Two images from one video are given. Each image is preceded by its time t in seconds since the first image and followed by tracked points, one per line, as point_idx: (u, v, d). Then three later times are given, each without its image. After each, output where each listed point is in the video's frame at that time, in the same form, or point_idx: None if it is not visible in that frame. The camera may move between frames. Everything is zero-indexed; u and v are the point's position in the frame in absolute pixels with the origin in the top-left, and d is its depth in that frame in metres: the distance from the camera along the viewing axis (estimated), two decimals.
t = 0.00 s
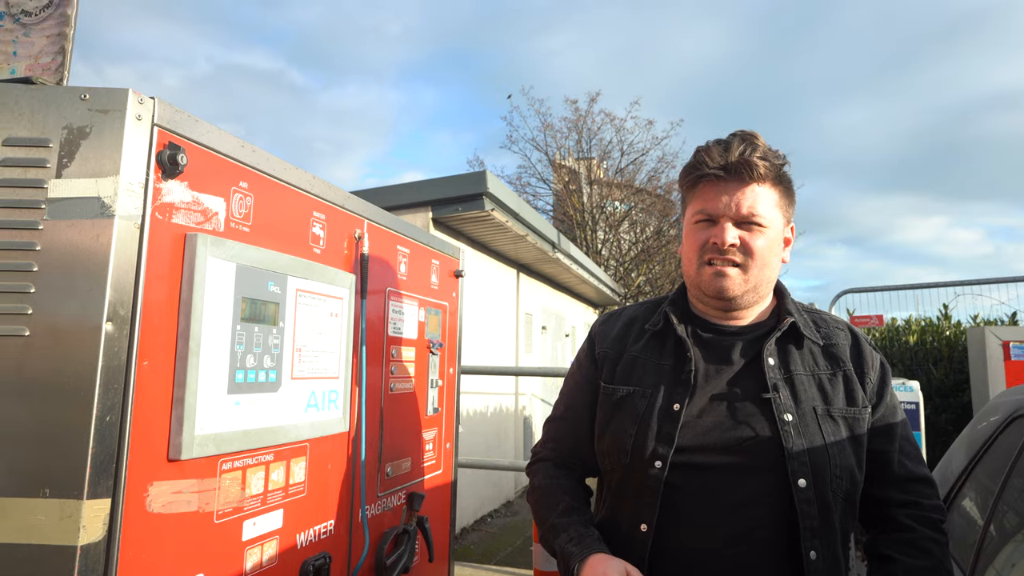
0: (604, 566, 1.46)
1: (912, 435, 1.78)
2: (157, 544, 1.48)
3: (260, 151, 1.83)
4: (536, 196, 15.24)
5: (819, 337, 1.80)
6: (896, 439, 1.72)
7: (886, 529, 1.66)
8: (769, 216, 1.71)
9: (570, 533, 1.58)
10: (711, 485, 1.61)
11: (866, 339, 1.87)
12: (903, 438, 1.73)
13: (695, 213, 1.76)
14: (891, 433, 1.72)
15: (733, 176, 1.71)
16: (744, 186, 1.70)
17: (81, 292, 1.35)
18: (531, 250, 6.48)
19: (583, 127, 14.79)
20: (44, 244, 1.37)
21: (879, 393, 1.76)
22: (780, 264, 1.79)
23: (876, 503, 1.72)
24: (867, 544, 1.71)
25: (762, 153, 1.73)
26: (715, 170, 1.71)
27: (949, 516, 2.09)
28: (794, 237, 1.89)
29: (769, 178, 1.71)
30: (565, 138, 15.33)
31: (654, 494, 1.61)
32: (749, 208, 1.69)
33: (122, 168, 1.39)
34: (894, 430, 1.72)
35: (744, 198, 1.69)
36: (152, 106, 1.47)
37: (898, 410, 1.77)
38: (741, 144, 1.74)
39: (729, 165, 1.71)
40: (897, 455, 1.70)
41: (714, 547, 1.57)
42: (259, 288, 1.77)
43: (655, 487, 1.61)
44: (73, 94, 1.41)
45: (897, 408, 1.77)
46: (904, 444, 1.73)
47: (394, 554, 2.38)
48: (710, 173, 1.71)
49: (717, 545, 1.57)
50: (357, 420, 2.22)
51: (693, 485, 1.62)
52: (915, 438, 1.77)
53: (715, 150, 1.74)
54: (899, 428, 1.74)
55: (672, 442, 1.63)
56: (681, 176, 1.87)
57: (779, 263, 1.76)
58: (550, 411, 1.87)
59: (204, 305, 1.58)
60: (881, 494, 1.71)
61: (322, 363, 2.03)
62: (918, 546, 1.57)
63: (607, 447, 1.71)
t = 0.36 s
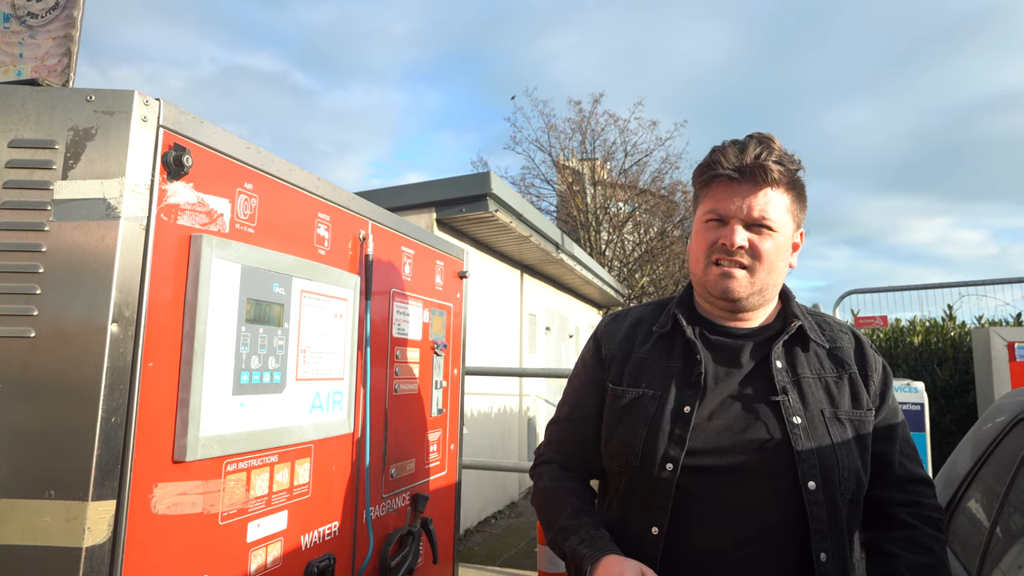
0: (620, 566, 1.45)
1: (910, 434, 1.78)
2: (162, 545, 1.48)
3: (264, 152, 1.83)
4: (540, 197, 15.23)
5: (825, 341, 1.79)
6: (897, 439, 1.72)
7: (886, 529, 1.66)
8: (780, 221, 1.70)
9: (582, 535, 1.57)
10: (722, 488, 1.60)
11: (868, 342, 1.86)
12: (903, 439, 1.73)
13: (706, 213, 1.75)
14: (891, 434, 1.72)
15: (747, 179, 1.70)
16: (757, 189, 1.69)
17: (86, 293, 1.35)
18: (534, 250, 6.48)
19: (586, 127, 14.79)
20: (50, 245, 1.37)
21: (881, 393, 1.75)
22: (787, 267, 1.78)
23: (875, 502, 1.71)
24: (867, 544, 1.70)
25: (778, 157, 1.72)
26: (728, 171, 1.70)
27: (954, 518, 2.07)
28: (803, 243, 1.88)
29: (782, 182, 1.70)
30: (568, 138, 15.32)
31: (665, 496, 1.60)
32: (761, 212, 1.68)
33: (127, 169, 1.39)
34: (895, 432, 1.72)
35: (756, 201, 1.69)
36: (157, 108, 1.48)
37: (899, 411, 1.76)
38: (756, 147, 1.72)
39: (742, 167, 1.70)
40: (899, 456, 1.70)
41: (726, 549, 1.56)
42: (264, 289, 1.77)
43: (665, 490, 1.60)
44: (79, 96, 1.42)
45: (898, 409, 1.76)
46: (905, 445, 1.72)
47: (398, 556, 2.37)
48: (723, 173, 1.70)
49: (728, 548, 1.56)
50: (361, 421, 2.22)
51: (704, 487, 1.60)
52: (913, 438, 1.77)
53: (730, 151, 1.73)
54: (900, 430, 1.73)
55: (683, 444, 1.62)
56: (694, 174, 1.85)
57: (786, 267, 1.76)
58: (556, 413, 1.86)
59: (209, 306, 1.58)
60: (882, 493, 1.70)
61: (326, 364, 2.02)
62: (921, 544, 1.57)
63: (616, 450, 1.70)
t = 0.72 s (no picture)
0: (626, 565, 1.44)
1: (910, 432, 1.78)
2: (162, 541, 1.48)
3: (263, 150, 1.83)
4: (542, 195, 15.22)
5: (825, 339, 1.79)
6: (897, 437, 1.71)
7: (884, 521, 1.65)
8: (785, 219, 1.69)
9: (587, 530, 1.56)
10: (724, 484, 1.59)
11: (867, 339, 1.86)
12: (903, 437, 1.72)
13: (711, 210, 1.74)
14: (891, 432, 1.71)
15: (754, 176, 1.69)
16: (762, 187, 1.68)
17: (85, 290, 1.35)
18: (536, 249, 6.47)
19: (588, 125, 14.76)
20: (48, 242, 1.37)
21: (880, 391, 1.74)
22: (790, 266, 1.77)
23: (875, 497, 1.71)
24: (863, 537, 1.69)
25: (784, 155, 1.71)
26: (735, 167, 1.68)
27: (956, 514, 2.06)
28: (806, 242, 1.87)
29: (788, 180, 1.69)
30: (570, 136, 15.31)
31: (667, 493, 1.59)
32: (767, 210, 1.67)
33: (125, 166, 1.39)
34: (895, 429, 1.72)
35: (761, 199, 1.68)
36: (155, 104, 1.47)
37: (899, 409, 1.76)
38: (764, 145, 1.71)
39: (749, 165, 1.69)
40: (897, 453, 1.69)
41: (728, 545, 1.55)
42: (264, 287, 1.76)
43: (667, 487, 1.59)
44: (76, 93, 1.42)
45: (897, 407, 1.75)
46: (903, 442, 1.72)
47: (400, 553, 2.38)
48: (730, 170, 1.69)
49: (731, 543, 1.55)
50: (362, 419, 2.22)
51: (706, 484, 1.60)
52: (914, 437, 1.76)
53: (737, 147, 1.72)
54: (898, 427, 1.73)
55: (685, 441, 1.61)
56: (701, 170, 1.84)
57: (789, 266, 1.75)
58: (557, 409, 1.86)
59: (209, 305, 1.58)
60: (881, 489, 1.69)
61: (327, 362, 2.02)
62: (917, 536, 1.56)
63: (617, 446, 1.69)
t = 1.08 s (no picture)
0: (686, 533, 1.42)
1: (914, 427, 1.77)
2: (163, 539, 1.47)
3: (265, 145, 1.82)
4: (544, 191, 15.20)
5: (825, 334, 1.77)
6: (898, 426, 1.71)
7: (876, 496, 1.66)
8: (785, 216, 1.68)
9: (625, 506, 1.50)
10: (723, 477, 1.59)
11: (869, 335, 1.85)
12: (905, 432, 1.71)
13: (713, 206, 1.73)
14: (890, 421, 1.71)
15: (756, 172, 1.68)
16: (765, 183, 1.67)
17: (85, 286, 1.35)
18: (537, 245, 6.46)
19: (590, 122, 14.73)
20: (48, 239, 1.36)
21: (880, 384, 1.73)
22: (792, 264, 1.76)
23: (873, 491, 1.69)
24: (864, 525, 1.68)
25: (785, 152, 1.71)
26: (738, 164, 1.68)
27: (958, 511, 2.05)
28: (808, 240, 1.86)
29: (791, 178, 1.68)
30: (572, 133, 15.27)
31: (670, 484, 1.58)
32: (767, 206, 1.66)
33: (126, 162, 1.39)
34: (895, 424, 1.70)
35: (764, 196, 1.67)
36: (156, 100, 1.46)
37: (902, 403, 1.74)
38: (765, 141, 1.70)
39: (751, 161, 1.68)
40: (898, 447, 1.68)
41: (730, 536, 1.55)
42: (265, 283, 1.76)
43: (670, 478, 1.59)
44: (77, 88, 1.41)
45: (900, 401, 1.74)
46: (906, 438, 1.70)
47: (401, 550, 2.37)
48: (732, 166, 1.68)
49: (731, 536, 1.55)
50: (363, 416, 2.21)
51: (707, 476, 1.59)
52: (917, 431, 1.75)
53: (740, 144, 1.71)
54: (901, 423, 1.71)
55: (688, 434, 1.60)
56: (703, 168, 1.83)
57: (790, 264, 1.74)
58: (560, 400, 1.83)
59: (210, 301, 1.58)
60: (880, 481, 1.69)
61: (328, 359, 2.01)
62: (905, 505, 1.57)
63: (620, 439, 1.68)
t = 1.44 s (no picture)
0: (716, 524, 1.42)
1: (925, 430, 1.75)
2: (172, 538, 1.48)
3: (273, 145, 1.83)
4: (550, 190, 15.19)
5: (832, 332, 1.76)
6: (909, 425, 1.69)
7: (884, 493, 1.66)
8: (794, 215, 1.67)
9: (648, 500, 1.51)
10: (731, 477, 1.59)
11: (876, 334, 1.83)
12: (914, 432, 1.69)
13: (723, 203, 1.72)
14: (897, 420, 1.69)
15: (767, 171, 1.67)
16: (775, 182, 1.66)
17: (96, 286, 1.35)
18: (544, 244, 6.45)
19: (596, 120, 14.70)
20: (60, 238, 1.37)
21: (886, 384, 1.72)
22: (800, 263, 1.75)
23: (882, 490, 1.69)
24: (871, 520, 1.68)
25: (797, 151, 1.70)
26: (749, 162, 1.67)
27: (972, 514, 2.03)
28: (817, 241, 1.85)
29: (802, 177, 1.67)
30: (578, 132, 15.25)
31: (681, 484, 1.59)
32: (777, 204, 1.65)
33: (135, 161, 1.39)
34: (903, 424, 1.69)
35: (773, 195, 1.66)
36: (164, 99, 1.47)
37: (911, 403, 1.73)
38: (777, 139, 1.69)
39: (762, 158, 1.67)
40: (906, 448, 1.67)
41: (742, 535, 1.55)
42: (273, 282, 1.76)
43: (679, 477, 1.59)
44: (87, 88, 1.41)
45: (909, 400, 1.72)
46: (915, 438, 1.69)
47: (408, 549, 2.37)
48: (743, 163, 1.67)
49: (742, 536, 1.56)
50: (371, 415, 2.22)
51: (717, 476, 1.59)
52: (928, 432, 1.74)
53: (751, 142, 1.70)
54: (909, 424, 1.69)
55: (696, 432, 1.60)
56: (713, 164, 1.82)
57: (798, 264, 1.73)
58: (568, 400, 1.82)
59: (218, 300, 1.58)
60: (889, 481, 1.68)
61: (335, 357, 2.02)
62: (912, 500, 1.57)
63: (628, 438, 1.67)
